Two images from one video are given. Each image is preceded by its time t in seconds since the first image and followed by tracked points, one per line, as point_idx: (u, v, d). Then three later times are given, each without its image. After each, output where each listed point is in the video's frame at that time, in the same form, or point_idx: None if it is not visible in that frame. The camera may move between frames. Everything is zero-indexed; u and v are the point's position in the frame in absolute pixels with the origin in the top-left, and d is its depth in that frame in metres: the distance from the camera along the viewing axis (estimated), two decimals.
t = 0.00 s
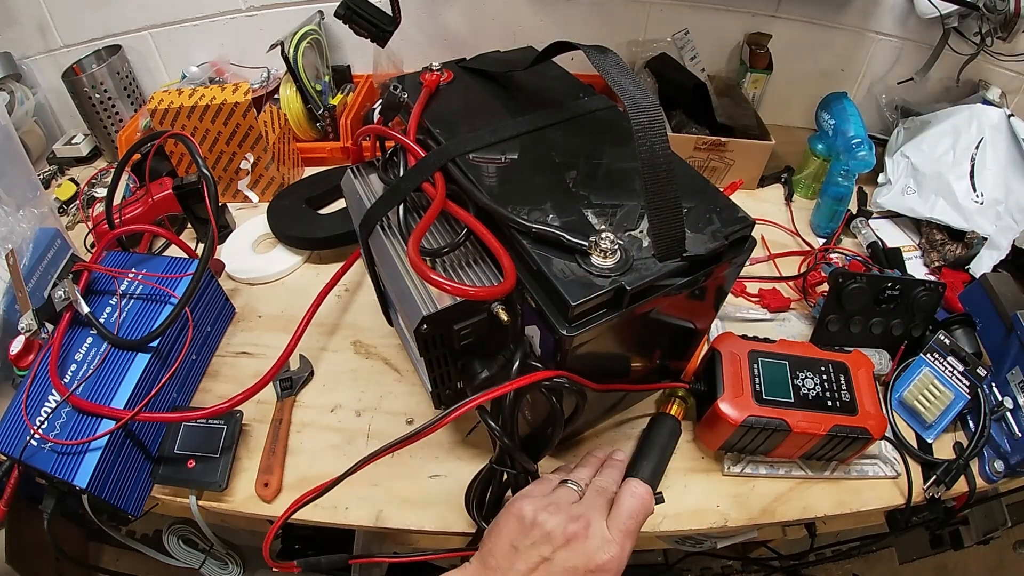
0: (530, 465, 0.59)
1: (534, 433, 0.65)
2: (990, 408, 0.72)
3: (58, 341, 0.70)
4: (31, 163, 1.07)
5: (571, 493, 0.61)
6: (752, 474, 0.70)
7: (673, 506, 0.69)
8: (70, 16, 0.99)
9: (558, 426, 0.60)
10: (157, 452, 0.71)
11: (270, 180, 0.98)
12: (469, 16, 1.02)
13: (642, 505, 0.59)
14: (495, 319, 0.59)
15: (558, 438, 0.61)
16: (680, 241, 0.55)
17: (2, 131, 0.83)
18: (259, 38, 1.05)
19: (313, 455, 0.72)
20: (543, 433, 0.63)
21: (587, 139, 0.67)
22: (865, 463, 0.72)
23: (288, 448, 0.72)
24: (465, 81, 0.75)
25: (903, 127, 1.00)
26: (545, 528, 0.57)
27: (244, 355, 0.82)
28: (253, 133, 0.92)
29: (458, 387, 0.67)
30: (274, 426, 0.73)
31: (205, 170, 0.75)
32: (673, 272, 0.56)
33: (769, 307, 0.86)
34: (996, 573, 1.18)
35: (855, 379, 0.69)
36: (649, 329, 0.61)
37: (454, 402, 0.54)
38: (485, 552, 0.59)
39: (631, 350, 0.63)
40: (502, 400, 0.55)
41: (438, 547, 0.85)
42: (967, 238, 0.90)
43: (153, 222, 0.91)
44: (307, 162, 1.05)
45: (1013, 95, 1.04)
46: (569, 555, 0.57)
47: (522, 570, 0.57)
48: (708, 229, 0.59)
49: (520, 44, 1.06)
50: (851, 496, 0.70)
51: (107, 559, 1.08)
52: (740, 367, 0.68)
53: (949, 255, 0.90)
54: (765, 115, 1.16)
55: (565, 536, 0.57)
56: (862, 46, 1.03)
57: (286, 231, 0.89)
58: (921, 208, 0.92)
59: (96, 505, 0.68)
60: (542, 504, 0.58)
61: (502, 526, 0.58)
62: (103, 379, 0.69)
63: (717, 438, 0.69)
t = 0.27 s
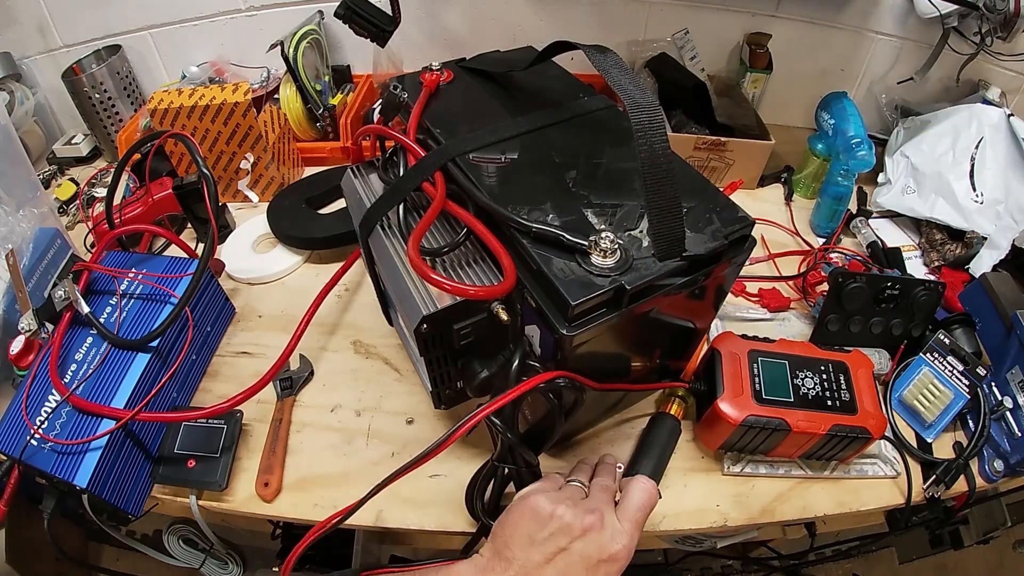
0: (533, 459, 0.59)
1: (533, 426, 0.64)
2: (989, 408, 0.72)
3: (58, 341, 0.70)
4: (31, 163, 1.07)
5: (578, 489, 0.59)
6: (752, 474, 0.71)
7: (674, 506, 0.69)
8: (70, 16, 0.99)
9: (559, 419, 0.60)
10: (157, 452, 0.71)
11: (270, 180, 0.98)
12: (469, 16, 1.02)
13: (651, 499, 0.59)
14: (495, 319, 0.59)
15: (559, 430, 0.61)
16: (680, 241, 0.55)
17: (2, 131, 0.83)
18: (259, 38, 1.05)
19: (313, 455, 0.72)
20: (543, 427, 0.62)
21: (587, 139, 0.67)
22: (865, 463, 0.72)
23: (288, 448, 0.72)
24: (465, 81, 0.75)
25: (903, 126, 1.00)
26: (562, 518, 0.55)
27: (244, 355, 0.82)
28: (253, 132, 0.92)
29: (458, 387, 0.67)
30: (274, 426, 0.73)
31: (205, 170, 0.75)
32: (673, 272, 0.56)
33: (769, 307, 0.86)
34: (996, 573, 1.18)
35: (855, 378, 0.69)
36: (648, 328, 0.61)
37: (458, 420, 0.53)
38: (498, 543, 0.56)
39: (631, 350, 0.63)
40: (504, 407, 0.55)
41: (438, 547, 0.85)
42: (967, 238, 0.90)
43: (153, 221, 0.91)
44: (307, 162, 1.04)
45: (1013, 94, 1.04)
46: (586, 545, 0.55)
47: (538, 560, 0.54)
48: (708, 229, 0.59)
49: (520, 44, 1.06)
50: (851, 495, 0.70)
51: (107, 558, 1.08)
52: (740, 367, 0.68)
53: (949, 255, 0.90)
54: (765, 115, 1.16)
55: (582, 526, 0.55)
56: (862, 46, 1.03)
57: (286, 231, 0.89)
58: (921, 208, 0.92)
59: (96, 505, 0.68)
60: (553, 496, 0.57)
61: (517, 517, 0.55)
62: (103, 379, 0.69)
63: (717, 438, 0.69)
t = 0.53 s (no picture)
0: (532, 454, 0.58)
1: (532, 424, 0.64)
2: (990, 408, 0.72)
3: (58, 341, 0.70)
4: (31, 163, 1.07)
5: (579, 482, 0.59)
6: (752, 474, 0.71)
7: (674, 506, 0.69)
8: (70, 16, 0.99)
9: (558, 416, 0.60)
10: (157, 452, 0.71)
11: (270, 180, 0.98)
12: (469, 15, 1.02)
13: (653, 491, 0.59)
14: (495, 319, 0.59)
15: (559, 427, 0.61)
16: (680, 241, 0.55)
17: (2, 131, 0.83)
18: (259, 38, 1.05)
19: (313, 455, 0.72)
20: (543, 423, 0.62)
21: (587, 139, 0.67)
22: (865, 463, 0.72)
23: (288, 448, 0.72)
24: (465, 81, 0.75)
25: (903, 126, 1.00)
26: (566, 504, 0.55)
27: (244, 355, 0.82)
28: (253, 132, 0.92)
29: (458, 387, 0.67)
30: (274, 426, 0.73)
31: (205, 170, 0.75)
32: (673, 272, 0.56)
33: (769, 307, 0.86)
34: (996, 573, 1.18)
35: (855, 378, 0.69)
36: (648, 328, 0.61)
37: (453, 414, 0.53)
38: (499, 529, 0.55)
39: (631, 350, 0.63)
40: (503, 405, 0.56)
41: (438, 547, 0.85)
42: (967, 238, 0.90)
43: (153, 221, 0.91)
44: (306, 162, 1.04)
45: (1013, 94, 1.04)
46: (589, 531, 0.55)
47: (540, 545, 0.53)
48: (708, 229, 0.59)
49: (520, 44, 1.06)
50: (851, 495, 0.70)
51: (107, 559, 1.08)
52: (740, 367, 0.68)
53: (949, 254, 0.90)
54: (765, 115, 1.16)
55: (586, 513, 0.55)
56: (862, 46, 1.03)
57: (285, 231, 0.89)
58: (921, 208, 0.92)
59: (96, 505, 0.68)
60: (556, 482, 0.57)
61: (520, 503, 0.55)
62: (103, 379, 0.69)
63: (717, 438, 0.69)
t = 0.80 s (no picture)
0: (532, 455, 0.58)
1: (531, 424, 0.64)
2: (990, 408, 0.72)
3: (58, 341, 0.70)
4: (31, 163, 1.07)
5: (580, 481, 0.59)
6: (752, 474, 0.71)
7: (674, 506, 0.69)
8: (69, 16, 0.99)
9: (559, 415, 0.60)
10: (157, 452, 0.71)
11: (269, 180, 0.98)
12: (469, 15, 1.02)
13: (654, 488, 0.59)
14: (495, 319, 0.59)
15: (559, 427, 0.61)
16: (680, 241, 0.55)
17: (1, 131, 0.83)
18: (259, 38, 1.05)
19: (313, 455, 0.72)
20: (542, 423, 0.62)
21: (587, 139, 0.67)
22: (865, 463, 0.72)
23: (288, 448, 0.72)
24: (465, 81, 0.75)
25: (903, 126, 1.00)
26: (570, 500, 0.55)
27: (244, 355, 0.82)
28: (253, 132, 0.92)
29: (458, 387, 0.67)
30: (274, 426, 0.73)
31: (205, 170, 0.75)
32: (673, 272, 0.56)
33: (769, 307, 0.86)
34: (996, 573, 1.18)
35: (855, 378, 0.69)
36: (648, 328, 0.61)
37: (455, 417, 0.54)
38: (503, 528, 0.55)
39: (631, 349, 0.63)
40: (503, 407, 0.55)
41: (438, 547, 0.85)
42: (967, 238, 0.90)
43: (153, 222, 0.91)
44: (306, 162, 1.04)
45: (1013, 94, 1.04)
46: (592, 527, 0.55)
47: (545, 542, 0.53)
48: (708, 229, 0.59)
49: (520, 44, 1.06)
50: (851, 495, 0.70)
51: (107, 559, 1.08)
52: (740, 367, 0.68)
53: (949, 254, 0.90)
54: (765, 115, 1.16)
55: (588, 509, 0.55)
56: (862, 46, 1.03)
57: (286, 231, 0.89)
58: (921, 208, 0.92)
59: (96, 505, 0.68)
60: (559, 480, 0.57)
61: (523, 500, 0.55)
62: (103, 379, 0.69)
63: (717, 438, 0.69)
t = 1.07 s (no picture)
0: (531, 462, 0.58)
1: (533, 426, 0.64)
2: (990, 408, 0.72)
3: (58, 341, 0.70)
4: (31, 163, 1.08)
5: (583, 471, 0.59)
6: (752, 473, 0.71)
7: (674, 505, 0.69)
8: (69, 16, 0.99)
9: (558, 422, 0.60)
10: (157, 451, 0.71)
11: (269, 180, 0.98)
12: (469, 15, 1.02)
13: (655, 459, 0.61)
14: (495, 319, 0.59)
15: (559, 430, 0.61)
16: (680, 241, 0.55)
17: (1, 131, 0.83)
18: (259, 38, 1.05)
19: (313, 455, 0.72)
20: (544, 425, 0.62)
21: (587, 139, 0.67)
22: (865, 462, 0.72)
23: (288, 448, 0.72)
24: (465, 81, 0.75)
25: (903, 126, 1.00)
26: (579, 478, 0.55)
27: (244, 355, 0.82)
28: (253, 132, 0.92)
29: (458, 387, 0.67)
30: (273, 426, 0.73)
31: (205, 170, 0.75)
32: (673, 272, 0.56)
33: (769, 307, 0.86)
34: (995, 573, 1.18)
35: (855, 378, 0.69)
36: (649, 328, 0.61)
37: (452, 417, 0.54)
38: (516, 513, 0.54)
39: (631, 349, 0.63)
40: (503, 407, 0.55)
41: (438, 548, 0.85)
42: (967, 238, 0.90)
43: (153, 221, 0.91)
44: (306, 162, 1.04)
45: (1013, 94, 1.04)
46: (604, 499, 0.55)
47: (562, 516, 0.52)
48: (708, 229, 0.59)
49: (520, 44, 1.06)
50: (851, 495, 0.70)
51: (107, 559, 1.08)
52: (740, 367, 0.68)
53: (949, 254, 0.90)
54: (765, 115, 1.16)
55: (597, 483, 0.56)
56: (862, 46, 1.03)
57: (285, 231, 0.89)
58: (921, 208, 0.92)
59: (96, 505, 0.68)
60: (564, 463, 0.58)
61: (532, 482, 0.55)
62: (103, 379, 0.69)
63: (717, 438, 0.69)
